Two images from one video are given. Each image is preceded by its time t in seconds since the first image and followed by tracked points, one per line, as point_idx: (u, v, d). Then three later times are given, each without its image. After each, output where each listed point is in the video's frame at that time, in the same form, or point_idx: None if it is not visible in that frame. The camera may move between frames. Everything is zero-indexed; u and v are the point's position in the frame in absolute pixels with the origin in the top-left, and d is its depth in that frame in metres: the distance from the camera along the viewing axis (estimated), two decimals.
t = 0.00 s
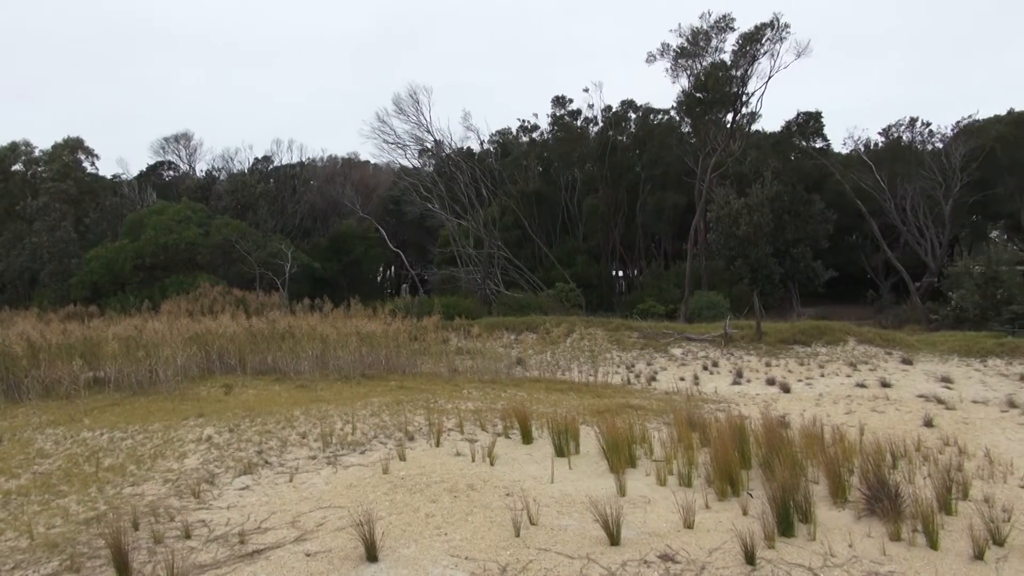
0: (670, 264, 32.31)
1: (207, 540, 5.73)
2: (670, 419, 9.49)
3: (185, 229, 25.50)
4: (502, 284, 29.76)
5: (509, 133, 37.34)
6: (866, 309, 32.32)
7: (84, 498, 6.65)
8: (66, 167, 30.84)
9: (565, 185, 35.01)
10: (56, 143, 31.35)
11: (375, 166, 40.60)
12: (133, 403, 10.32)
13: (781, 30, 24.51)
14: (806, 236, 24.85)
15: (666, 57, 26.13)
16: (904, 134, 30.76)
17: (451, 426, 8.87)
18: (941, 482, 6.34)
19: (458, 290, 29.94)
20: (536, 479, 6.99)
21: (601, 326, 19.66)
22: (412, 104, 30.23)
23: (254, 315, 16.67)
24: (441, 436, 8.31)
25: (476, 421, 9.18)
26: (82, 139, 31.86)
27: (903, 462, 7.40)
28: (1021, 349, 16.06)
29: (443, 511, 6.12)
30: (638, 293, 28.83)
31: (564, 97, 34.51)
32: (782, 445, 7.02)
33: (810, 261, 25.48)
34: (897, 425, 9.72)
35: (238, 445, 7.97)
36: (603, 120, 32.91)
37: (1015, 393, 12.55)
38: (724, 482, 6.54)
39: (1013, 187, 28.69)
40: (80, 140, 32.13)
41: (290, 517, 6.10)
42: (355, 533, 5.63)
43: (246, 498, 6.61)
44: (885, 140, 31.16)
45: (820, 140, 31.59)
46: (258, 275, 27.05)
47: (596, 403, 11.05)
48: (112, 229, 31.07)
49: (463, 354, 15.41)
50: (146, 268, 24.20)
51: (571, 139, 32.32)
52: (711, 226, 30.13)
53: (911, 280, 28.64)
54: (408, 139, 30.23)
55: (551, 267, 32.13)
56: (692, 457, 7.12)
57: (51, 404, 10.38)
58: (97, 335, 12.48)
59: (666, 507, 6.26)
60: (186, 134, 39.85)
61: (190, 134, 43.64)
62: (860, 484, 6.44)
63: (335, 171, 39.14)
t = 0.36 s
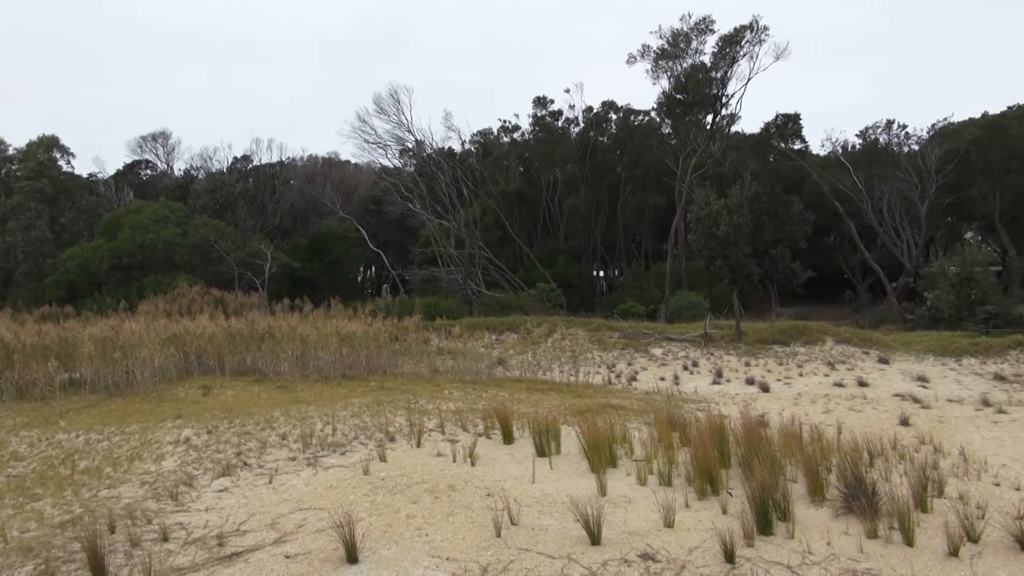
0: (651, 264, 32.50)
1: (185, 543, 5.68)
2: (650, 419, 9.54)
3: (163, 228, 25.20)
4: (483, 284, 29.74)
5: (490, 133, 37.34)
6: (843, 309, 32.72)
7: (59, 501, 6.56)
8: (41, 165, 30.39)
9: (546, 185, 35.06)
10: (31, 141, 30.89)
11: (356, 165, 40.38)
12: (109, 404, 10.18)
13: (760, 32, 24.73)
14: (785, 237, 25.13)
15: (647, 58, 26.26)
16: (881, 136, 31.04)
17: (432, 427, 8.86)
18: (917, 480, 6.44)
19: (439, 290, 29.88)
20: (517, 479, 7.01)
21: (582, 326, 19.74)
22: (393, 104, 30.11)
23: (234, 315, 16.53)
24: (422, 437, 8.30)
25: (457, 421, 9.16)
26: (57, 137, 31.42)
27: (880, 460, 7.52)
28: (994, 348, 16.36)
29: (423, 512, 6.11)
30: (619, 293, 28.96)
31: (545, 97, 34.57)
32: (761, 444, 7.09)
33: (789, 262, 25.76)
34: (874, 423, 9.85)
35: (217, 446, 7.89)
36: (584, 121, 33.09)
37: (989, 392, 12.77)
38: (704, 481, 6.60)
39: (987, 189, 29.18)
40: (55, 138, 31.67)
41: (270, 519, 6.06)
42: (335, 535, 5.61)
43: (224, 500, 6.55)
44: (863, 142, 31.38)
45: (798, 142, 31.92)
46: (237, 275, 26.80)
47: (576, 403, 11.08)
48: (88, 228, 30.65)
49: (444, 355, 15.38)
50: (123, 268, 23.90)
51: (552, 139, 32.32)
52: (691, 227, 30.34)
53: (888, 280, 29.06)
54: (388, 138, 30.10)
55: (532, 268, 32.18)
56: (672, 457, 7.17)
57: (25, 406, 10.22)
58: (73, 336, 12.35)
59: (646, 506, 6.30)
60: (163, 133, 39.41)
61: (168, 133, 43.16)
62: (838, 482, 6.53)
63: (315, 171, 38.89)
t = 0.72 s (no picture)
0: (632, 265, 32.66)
1: (164, 546, 5.62)
2: (631, 419, 9.59)
3: (141, 228, 24.92)
4: (465, 285, 29.70)
5: (472, 133, 37.34)
6: (822, 309, 33.10)
7: (34, 504, 6.46)
8: (16, 164, 29.94)
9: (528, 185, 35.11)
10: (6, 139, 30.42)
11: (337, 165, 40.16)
12: (86, 406, 10.04)
13: (741, 34, 24.96)
14: (765, 238, 25.38)
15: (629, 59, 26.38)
16: (859, 138, 31.43)
17: (414, 427, 8.84)
18: (894, 478, 6.55)
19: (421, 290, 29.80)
20: (499, 479, 7.02)
21: (564, 326, 19.80)
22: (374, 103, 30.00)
23: (214, 315, 16.36)
24: (404, 438, 8.28)
25: (439, 422, 9.14)
26: (33, 135, 30.99)
27: (859, 458, 7.63)
28: (969, 347, 16.64)
29: (405, 513, 6.11)
30: (601, 293, 29.07)
31: (527, 97, 34.61)
32: (741, 443, 7.17)
33: (769, 262, 25.99)
34: (853, 422, 9.99)
35: (197, 448, 7.82)
36: (567, 122, 33.29)
37: (965, 391, 12.97)
38: (685, 481, 6.66)
39: (963, 191, 29.63)
40: (30, 136, 31.21)
41: (250, 521, 6.01)
42: (317, 536, 5.59)
43: (204, 502, 6.50)
44: (842, 144, 31.71)
45: (778, 143, 32.24)
46: (216, 276, 26.56)
47: (558, 403, 11.13)
48: (64, 228, 30.22)
49: (426, 355, 15.35)
50: (101, 268, 23.63)
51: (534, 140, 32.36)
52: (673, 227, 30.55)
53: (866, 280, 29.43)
54: (370, 138, 29.98)
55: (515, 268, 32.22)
56: (654, 456, 7.22)
57: None
58: (50, 338, 12.22)
59: (628, 506, 6.35)
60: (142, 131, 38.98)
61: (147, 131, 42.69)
62: (817, 481, 6.61)
63: (296, 170, 38.63)
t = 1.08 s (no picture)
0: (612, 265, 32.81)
1: (140, 549, 5.56)
2: (611, 419, 9.64)
3: (117, 227, 24.60)
4: (445, 285, 29.63)
5: (452, 133, 37.29)
6: (799, 309, 33.48)
7: (7, 508, 6.36)
8: None
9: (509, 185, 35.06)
10: None
11: (316, 164, 39.90)
12: (59, 408, 9.89)
13: (720, 36, 25.18)
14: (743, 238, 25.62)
15: (609, 60, 26.51)
16: (836, 140, 32.08)
17: (394, 428, 8.83)
18: (870, 476, 6.65)
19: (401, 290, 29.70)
20: (479, 480, 7.02)
21: (544, 326, 19.85)
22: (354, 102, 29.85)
23: (190, 316, 16.17)
24: (384, 438, 8.26)
25: (419, 423, 9.13)
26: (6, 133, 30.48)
27: (835, 457, 7.73)
28: (943, 347, 16.91)
29: (385, 514, 6.10)
30: (581, 294, 29.16)
31: (507, 97, 34.60)
32: (720, 442, 7.23)
33: (747, 263, 26.22)
34: (830, 421, 10.13)
35: (174, 450, 7.74)
36: (547, 122, 33.17)
37: (939, 390, 13.19)
38: (664, 480, 6.71)
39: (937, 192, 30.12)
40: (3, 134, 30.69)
41: (228, 523, 5.97)
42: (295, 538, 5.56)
43: (181, 504, 6.43)
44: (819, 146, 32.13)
45: (756, 145, 32.56)
46: (194, 276, 26.28)
47: (539, 403, 11.16)
48: (38, 227, 29.75)
49: (406, 355, 15.30)
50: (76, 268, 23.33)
51: (514, 140, 32.20)
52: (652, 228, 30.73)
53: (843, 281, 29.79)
54: (350, 137, 29.84)
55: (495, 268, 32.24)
56: (634, 456, 7.27)
57: None
58: (23, 339, 12.02)
59: (607, 505, 6.39)
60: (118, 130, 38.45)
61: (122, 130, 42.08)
62: (794, 480, 6.68)
63: (274, 170, 38.32)
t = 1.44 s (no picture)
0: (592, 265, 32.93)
1: (115, 552, 5.50)
2: (591, 418, 9.69)
3: (92, 226, 24.26)
4: (425, 285, 29.56)
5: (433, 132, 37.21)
6: (776, 309, 33.85)
7: None
8: None
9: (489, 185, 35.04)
10: None
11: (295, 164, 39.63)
12: (32, 410, 9.73)
13: (699, 38, 25.39)
14: (721, 239, 25.84)
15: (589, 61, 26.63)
16: (813, 142, 32.50)
17: (374, 429, 8.80)
18: (846, 474, 6.75)
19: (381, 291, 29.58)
20: (460, 480, 7.02)
21: (524, 326, 19.89)
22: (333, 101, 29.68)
23: (166, 317, 15.98)
24: (363, 439, 8.23)
25: (399, 423, 9.11)
26: None
27: (812, 455, 7.83)
28: (917, 347, 17.18)
29: (364, 515, 6.08)
30: (561, 294, 29.23)
31: (487, 98, 34.60)
32: (698, 441, 7.30)
33: (726, 263, 26.44)
34: (808, 420, 10.24)
35: (150, 452, 7.65)
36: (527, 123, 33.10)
37: (913, 388, 13.41)
38: (644, 479, 6.76)
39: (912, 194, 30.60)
40: None
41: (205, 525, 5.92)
42: (273, 540, 5.53)
43: (157, 507, 6.36)
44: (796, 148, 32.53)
45: (735, 146, 32.86)
46: (170, 276, 25.99)
47: (518, 403, 11.19)
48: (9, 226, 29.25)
49: (386, 356, 15.24)
50: (49, 268, 23.00)
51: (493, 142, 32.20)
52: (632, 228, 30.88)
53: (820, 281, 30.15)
54: (329, 137, 29.67)
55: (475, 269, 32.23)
56: (614, 455, 7.31)
57: None
58: None
59: (587, 504, 6.42)
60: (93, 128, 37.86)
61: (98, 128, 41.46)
62: (772, 478, 6.76)
63: (252, 169, 37.98)
